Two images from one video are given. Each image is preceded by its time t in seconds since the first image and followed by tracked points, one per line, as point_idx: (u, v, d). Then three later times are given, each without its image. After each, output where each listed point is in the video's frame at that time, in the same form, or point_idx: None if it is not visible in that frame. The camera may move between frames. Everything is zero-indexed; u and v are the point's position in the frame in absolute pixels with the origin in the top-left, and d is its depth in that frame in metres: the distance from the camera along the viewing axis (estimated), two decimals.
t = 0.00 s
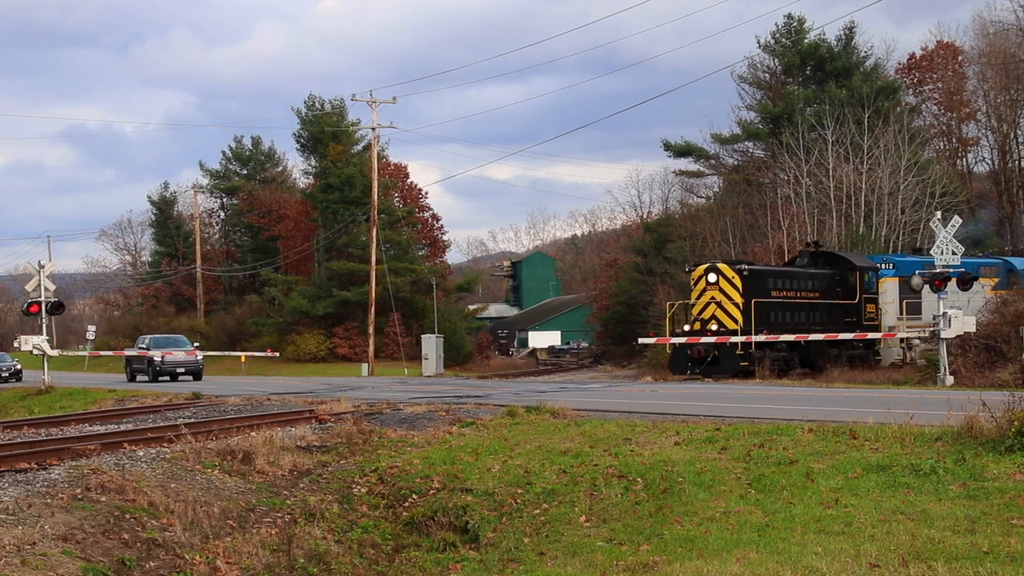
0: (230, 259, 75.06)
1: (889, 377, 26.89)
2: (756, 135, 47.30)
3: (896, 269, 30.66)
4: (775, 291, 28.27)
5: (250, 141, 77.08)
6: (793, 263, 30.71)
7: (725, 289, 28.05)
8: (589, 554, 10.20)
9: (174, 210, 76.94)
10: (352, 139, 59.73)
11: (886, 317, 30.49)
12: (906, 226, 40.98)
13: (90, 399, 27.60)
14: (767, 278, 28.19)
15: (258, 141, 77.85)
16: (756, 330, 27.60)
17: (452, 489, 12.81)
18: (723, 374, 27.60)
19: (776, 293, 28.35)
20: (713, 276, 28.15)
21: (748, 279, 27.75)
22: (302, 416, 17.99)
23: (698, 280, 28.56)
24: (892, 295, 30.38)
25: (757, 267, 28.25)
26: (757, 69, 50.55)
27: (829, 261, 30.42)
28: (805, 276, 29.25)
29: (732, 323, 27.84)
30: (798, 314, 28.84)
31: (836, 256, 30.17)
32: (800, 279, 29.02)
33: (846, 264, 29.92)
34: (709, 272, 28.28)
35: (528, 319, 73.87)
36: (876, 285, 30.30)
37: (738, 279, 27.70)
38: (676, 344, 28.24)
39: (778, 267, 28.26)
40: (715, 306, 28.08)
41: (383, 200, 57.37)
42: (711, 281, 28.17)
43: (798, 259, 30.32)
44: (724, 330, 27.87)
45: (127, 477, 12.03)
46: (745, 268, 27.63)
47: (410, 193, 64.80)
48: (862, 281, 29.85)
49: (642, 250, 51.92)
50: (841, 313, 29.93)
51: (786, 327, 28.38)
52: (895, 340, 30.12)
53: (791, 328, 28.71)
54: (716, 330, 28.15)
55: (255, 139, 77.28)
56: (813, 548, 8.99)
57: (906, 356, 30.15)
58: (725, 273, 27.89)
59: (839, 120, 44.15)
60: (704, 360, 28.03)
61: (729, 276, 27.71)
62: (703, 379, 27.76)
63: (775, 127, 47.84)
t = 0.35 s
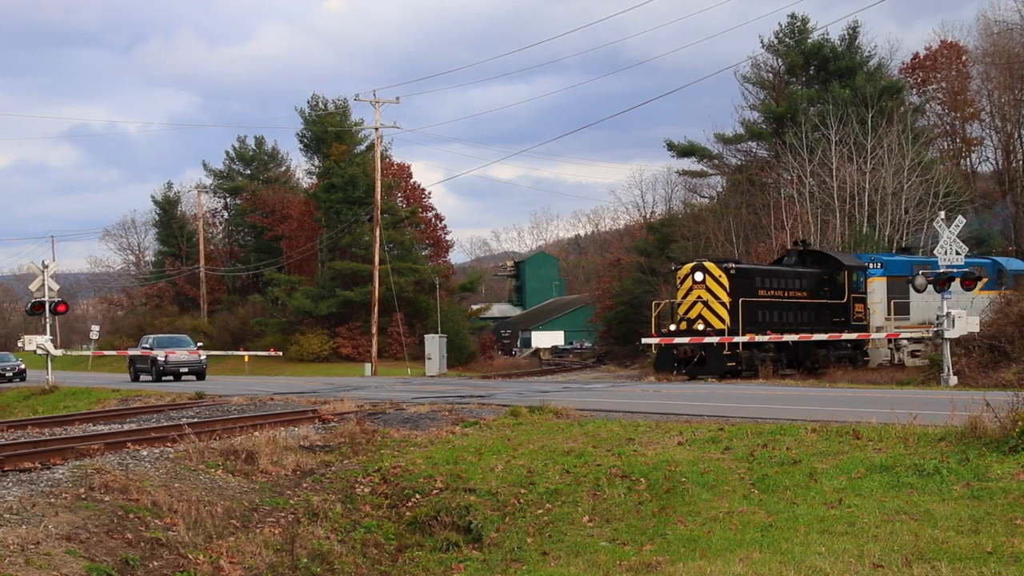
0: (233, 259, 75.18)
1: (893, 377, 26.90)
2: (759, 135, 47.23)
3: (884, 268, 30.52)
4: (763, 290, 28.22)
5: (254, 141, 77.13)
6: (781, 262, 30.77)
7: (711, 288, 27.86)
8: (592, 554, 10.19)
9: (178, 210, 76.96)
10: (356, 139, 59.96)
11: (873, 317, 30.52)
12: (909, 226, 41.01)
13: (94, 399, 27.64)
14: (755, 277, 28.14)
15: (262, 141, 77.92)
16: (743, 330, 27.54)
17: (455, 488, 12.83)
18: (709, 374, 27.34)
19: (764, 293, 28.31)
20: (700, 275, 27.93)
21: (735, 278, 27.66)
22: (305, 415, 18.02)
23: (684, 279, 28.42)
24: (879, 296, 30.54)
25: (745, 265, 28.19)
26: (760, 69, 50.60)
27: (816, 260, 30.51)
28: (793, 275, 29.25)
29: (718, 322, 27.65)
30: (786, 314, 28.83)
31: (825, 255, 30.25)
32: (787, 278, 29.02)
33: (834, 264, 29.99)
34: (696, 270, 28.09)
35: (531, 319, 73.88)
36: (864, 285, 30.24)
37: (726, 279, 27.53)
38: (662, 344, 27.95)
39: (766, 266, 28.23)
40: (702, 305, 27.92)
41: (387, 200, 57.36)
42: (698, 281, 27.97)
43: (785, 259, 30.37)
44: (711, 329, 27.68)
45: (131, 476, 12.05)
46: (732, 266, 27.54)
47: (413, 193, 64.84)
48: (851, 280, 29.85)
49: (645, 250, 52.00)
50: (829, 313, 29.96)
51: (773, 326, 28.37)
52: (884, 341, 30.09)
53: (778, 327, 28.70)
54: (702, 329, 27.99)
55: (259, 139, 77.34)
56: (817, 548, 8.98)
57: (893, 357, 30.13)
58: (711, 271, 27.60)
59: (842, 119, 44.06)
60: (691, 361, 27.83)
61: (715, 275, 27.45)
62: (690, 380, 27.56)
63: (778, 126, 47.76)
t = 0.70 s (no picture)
0: (237, 259, 75.34)
1: (897, 377, 26.85)
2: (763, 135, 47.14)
3: (873, 267, 30.21)
4: (751, 290, 27.86)
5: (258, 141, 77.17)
6: (769, 261, 30.39)
7: (698, 287, 27.52)
8: (596, 554, 10.19)
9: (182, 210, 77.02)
10: (360, 139, 60.09)
11: (862, 317, 30.11)
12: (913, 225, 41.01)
13: (98, 399, 27.72)
14: (743, 276, 27.79)
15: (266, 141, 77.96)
16: (731, 329, 27.16)
17: (459, 488, 12.83)
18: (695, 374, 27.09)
19: (752, 292, 27.95)
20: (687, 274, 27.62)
21: (723, 277, 27.30)
22: (310, 415, 18.06)
23: (672, 278, 28.23)
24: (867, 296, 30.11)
25: (733, 264, 27.84)
26: (763, 69, 50.48)
27: (804, 259, 30.15)
28: (781, 274, 28.87)
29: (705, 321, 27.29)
30: (774, 314, 28.50)
31: (813, 254, 29.85)
32: (776, 277, 28.66)
33: (822, 263, 29.59)
34: (683, 269, 27.77)
35: (534, 319, 73.89)
36: (852, 284, 29.89)
37: (713, 277, 27.16)
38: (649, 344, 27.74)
39: (753, 265, 27.87)
40: (689, 304, 27.60)
41: (390, 200, 57.35)
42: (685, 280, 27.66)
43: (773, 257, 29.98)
44: (698, 329, 27.40)
45: (135, 476, 12.07)
46: (720, 265, 27.18)
47: (417, 193, 64.85)
48: (840, 279, 29.45)
49: (648, 250, 52.14)
50: (817, 313, 29.60)
51: (760, 327, 28.05)
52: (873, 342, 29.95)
53: (766, 327, 28.41)
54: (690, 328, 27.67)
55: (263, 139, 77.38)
56: (821, 548, 8.97)
57: (882, 358, 30.13)
58: (699, 270, 27.30)
59: (846, 119, 44.01)
60: (679, 361, 27.63)
61: (702, 274, 27.10)
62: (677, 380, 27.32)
63: (782, 126, 47.67)
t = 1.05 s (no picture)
0: (242, 259, 74.33)
1: (901, 377, 26.90)
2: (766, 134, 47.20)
3: (863, 267, 29.52)
4: (739, 288, 27.35)
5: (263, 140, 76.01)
6: (757, 259, 29.84)
7: (685, 286, 27.04)
8: (600, 554, 9.97)
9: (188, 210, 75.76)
10: (364, 139, 59.41)
11: (852, 317, 29.55)
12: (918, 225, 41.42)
13: (103, 398, 26.99)
14: (731, 275, 27.27)
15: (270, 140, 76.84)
16: (719, 329, 26.73)
17: (463, 488, 12.52)
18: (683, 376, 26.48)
19: (740, 291, 27.44)
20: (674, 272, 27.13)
21: (711, 276, 26.76)
22: (314, 414, 17.64)
23: (659, 276, 27.60)
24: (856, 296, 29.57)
25: (721, 263, 27.30)
26: (768, 68, 50.50)
27: (793, 257, 29.67)
28: (769, 273, 28.35)
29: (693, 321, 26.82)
30: (761, 313, 28.02)
31: (801, 253, 29.40)
32: (764, 276, 28.14)
33: (811, 262, 29.16)
34: (670, 267, 27.24)
35: (540, 318, 73.61)
36: (842, 284, 29.36)
37: (701, 276, 26.69)
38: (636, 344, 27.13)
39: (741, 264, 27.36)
40: (676, 304, 27.08)
41: (395, 200, 56.74)
42: (672, 278, 27.15)
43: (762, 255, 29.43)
44: (686, 329, 26.89)
45: (139, 475, 11.63)
46: (707, 263, 26.61)
47: (422, 192, 64.32)
48: (828, 278, 29.00)
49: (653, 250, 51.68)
50: (806, 312, 29.15)
51: (748, 326, 27.60)
52: (862, 343, 29.36)
53: (755, 326, 27.93)
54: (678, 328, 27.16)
55: (268, 138, 76.23)
56: (826, 548, 8.82)
57: (871, 359, 29.62)
58: (686, 269, 26.78)
59: (851, 118, 44.22)
60: (667, 361, 27.06)
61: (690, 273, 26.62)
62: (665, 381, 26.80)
63: (787, 125, 47.60)
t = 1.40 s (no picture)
0: (247, 259, 75.64)
1: (906, 377, 26.77)
2: (772, 134, 46.86)
3: (853, 266, 29.56)
4: (728, 288, 27.44)
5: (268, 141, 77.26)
6: (747, 259, 29.92)
7: (674, 285, 27.04)
8: (605, 554, 10.18)
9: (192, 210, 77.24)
10: (369, 139, 60.33)
11: (842, 317, 29.68)
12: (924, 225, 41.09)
13: (108, 397, 27.95)
14: (719, 274, 27.38)
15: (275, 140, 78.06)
16: (708, 329, 26.78)
17: (469, 488, 12.83)
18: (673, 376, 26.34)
19: (729, 291, 27.53)
20: (662, 272, 27.11)
21: (699, 275, 26.88)
22: (319, 413, 18.14)
23: (647, 276, 27.51)
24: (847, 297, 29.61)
25: (709, 262, 27.42)
26: (774, 68, 50.19)
27: (783, 256, 29.74)
28: (759, 272, 28.39)
29: (682, 320, 26.79)
30: (751, 313, 28.08)
31: (791, 252, 29.44)
32: (753, 275, 28.18)
33: (801, 261, 29.18)
34: (658, 267, 27.21)
35: (544, 318, 73.71)
36: (833, 283, 29.33)
37: (690, 275, 26.81)
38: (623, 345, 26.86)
39: (730, 263, 27.45)
40: (665, 304, 26.98)
41: (400, 200, 57.34)
42: (660, 278, 27.11)
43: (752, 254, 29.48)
44: (675, 329, 26.82)
45: (145, 475, 12.10)
46: (697, 262, 26.77)
47: (427, 192, 64.92)
48: (818, 278, 28.95)
49: (657, 249, 51.90)
50: (796, 312, 29.12)
51: (737, 326, 27.70)
52: (853, 343, 29.26)
53: (744, 327, 28.00)
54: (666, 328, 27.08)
55: (273, 139, 77.48)
56: (831, 548, 8.94)
57: (861, 359, 29.59)
58: (676, 267, 26.85)
59: (857, 118, 43.78)
60: (654, 362, 26.90)
61: (680, 271, 26.68)
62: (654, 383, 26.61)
63: (792, 126, 47.19)
